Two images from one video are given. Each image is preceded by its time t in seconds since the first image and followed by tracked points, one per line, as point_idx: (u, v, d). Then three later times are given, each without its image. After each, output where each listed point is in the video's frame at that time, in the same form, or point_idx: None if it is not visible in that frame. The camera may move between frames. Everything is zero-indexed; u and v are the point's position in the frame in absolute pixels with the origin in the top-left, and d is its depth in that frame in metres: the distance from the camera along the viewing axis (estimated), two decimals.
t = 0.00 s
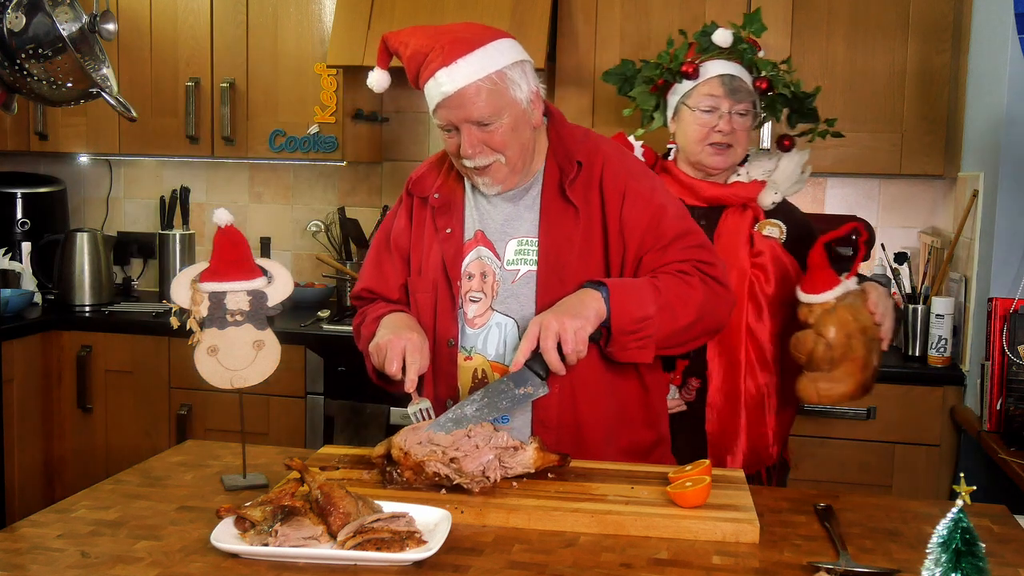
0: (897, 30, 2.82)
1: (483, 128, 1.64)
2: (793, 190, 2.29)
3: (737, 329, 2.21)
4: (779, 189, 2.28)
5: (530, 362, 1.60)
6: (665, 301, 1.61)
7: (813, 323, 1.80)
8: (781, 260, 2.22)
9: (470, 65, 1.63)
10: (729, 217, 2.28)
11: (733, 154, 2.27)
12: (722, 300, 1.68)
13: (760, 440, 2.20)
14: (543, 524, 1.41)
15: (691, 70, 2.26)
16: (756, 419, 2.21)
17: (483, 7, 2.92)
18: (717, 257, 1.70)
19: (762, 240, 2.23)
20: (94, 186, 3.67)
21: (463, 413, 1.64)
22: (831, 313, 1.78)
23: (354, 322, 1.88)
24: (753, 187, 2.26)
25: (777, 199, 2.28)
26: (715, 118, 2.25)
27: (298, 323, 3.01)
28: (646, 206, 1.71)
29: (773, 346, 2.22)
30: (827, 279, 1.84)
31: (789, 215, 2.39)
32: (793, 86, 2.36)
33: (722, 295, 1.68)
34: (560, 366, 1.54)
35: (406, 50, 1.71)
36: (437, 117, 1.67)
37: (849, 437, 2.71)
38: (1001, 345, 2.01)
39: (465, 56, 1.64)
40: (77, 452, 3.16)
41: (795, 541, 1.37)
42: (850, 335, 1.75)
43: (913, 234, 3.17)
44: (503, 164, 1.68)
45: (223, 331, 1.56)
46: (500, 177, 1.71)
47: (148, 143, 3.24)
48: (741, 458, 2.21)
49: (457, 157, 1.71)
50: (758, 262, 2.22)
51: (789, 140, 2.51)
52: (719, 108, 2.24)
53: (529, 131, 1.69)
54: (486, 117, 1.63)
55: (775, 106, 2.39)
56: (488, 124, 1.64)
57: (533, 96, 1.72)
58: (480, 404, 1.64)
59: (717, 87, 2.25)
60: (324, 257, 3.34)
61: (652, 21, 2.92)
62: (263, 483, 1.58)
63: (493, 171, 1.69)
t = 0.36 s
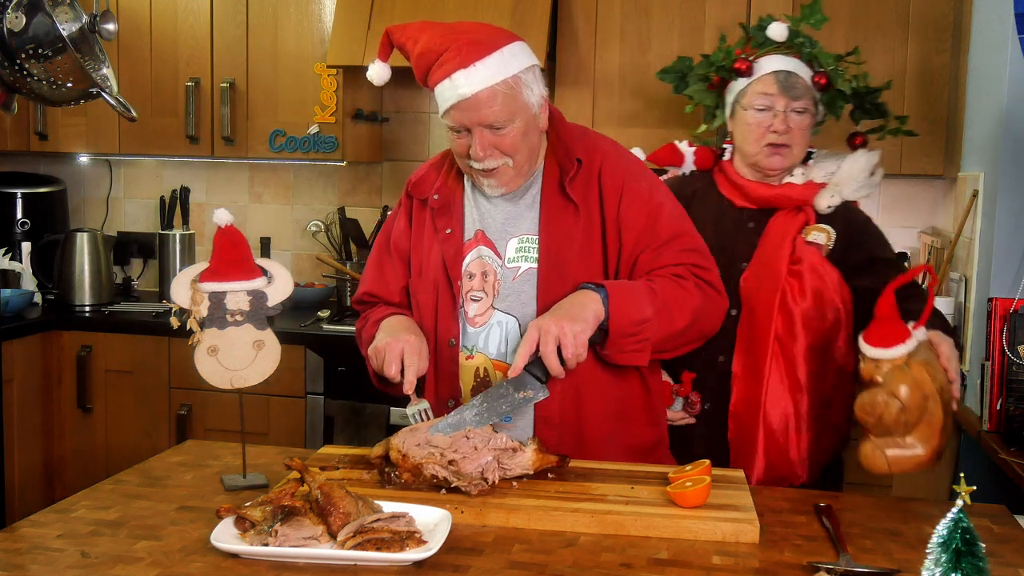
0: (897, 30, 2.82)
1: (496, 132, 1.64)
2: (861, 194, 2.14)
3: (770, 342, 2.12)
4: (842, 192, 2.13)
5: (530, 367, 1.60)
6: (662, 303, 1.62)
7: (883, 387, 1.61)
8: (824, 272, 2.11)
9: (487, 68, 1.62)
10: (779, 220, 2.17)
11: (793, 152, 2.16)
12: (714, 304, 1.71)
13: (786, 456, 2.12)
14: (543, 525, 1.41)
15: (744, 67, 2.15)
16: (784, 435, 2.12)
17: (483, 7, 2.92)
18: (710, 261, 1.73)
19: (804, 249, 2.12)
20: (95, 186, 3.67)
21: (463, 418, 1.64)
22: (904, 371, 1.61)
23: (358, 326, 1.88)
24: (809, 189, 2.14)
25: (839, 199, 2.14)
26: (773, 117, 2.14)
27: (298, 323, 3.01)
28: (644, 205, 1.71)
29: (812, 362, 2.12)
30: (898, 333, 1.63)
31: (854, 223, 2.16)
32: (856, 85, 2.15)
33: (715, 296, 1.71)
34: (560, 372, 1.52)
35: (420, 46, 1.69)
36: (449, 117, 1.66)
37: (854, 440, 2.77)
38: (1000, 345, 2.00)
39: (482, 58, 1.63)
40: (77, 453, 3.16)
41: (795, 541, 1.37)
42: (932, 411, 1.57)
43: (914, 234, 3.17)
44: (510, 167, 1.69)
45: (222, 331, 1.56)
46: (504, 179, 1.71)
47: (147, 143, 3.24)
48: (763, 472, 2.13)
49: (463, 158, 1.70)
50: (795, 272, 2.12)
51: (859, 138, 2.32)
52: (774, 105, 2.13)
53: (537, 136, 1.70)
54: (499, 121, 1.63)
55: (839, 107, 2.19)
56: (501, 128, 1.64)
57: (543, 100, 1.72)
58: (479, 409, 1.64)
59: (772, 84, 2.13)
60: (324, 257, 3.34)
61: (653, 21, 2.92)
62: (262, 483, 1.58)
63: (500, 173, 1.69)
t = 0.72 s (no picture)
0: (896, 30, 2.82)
1: (514, 123, 1.66)
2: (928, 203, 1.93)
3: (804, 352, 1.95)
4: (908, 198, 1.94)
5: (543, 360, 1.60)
6: (665, 298, 1.64)
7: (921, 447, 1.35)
8: (866, 282, 1.91)
9: (500, 58, 1.65)
10: (835, 221, 1.99)
11: (862, 154, 1.97)
12: (710, 305, 1.74)
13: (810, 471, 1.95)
14: (543, 524, 1.41)
15: (815, 61, 1.96)
16: (807, 450, 1.94)
17: (483, 8, 2.92)
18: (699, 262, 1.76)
19: (850, 257, 1.94)
20: (94, 185, 3.67)
21: (478, 414, 1.65)
22: (945, 431, 1.35)
23: (352, 330, 1.87)
24: (873, 191, 1.94)
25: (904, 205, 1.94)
26: (839, 116, 1.96)
27: (298, 323, 3.01)
28: (638, 203, 1.73)
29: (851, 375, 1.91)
30: (936, 392, 1.36)
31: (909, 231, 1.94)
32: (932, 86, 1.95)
33: (711, 294, 1.75)
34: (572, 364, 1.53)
35: (417, 53, 1.68)
36: (466, 113, 1.65)
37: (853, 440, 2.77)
38: (1000, 345, 2.00)
39: (494, 49, 1.65)
40: (77, 453, 3.16)
41: (795, 541, 1.37)
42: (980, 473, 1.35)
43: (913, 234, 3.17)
44: (526, 160, 1.70)
45: (223, 331, 1.56)
46: (521, 174, 1.72)
47: (147, 143, 3.24)
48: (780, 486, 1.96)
49: (478, 156, 1.69)
50: (833, 278, 1.94)
51: (944, 143, 2.12)
52: (842, 103, 1.95)
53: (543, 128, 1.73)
54: (517, 111, 1.65)
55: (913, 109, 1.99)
56: (518, 118, 1.66)
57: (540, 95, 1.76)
58: (495, 405, 1.65)
59: (841, 81, 1.95)
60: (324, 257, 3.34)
61: (652, 21, 2.92)
62: (263, 483, 1.58)
63: (518, 167, 1.70)
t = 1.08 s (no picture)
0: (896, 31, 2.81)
1: (563, 108, 1.68)
2: (957, 209, 1.81)
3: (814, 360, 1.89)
4: (935, 203, 1.83)
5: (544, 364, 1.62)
6: (665, 313, 1.65)
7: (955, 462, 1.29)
8: (879, 287, 1.83)
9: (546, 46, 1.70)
10: (855, 225, 1.90)
11: (890, 159, 1.88)
12: (704, 322, 1.74)
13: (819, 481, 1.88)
14: (543, 525, 1.41)
15: (848, 59, 1.89)
16: (814, 460, 1.88)
17: (484, 8, 2.92)
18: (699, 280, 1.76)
19: (866, 261, 1.85)
20: (94, 185, 3.67)
21: (478, 414, 1.65)
22: (983, 445, 1.28)
23: (347, 319, 1.87)
24: (896, 195, 1.85)
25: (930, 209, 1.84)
26: (869, 118, 1.86)
27: (298, 323, 3.01)
28: (649, 214, 1.74)
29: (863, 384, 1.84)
30: (968, 406, 1.29)
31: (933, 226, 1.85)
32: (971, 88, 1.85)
33: (706, 311, 1.75)
34: (572, 368, 1.55)
35: (455, 49, 1.70)
36: (519, 100, 1.66)
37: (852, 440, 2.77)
38: (999, 344, 1.93)
39: (537, 38, 1.70)
40: (77, 453, 3.16)
41: (795, 541, 1.37)
42: (1020, 489, 1.27)
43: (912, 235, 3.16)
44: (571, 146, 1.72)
45: (223, 331, 1.56)
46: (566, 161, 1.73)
47: (148, 143, 3.24)
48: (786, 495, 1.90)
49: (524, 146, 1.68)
50: (844, 283, 1.87)
51: (980, 146, 1.94)
52: (872, 106, 1.86)
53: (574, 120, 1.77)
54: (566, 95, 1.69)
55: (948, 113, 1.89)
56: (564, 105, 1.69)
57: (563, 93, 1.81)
58: (495, 405, 1.66)
59: (871, 81, 1.86)
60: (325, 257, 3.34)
61: (652, 21, 2.92)
62: (263, 483, 1.58)
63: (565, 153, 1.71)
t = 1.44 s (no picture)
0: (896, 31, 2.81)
1: (570, 122, 1.68)
2: (971, 209, 1.79)
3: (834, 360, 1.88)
4: (949, 203, 1.80)
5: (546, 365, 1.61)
6: (671, 319, 1.65)
7: (960, 464, 1.28)
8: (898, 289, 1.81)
9: (562, 59, 1.69)
10: (869, 225, 1.89)
11: (876, 161, 1.85)
12: (706, 332, 1.73)
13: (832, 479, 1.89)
14: (543, 525, 1.41)
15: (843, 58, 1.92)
16: (820, 460, 1.88)
17: (484, 7, 2.92)
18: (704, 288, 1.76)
19: (885, 262, 1.83)
20: (94, 186, 3.67)
21: (478, 415, 1.65)
22: (986, 445, 1.28)
23: (352, 314, 1.87)
24: (912, 195, 1.82)
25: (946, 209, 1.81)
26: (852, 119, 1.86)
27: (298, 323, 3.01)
28: (657, 220, 1.74)
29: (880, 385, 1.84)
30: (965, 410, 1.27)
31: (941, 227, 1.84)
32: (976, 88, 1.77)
33: (712, 319, 1.75)
34: (574, 372, 1.55)
35: (470, 49, 1.71)
36: (524, 110, 1.66)
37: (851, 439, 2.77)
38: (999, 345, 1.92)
39: (555, 49, 1.69)
40: (77, 453, 3.16)
41: (795, 541, 1.37)
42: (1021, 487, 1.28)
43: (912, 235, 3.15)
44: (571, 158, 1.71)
45: (223, 331, 1.56)
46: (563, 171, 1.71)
47: (148, 143, 3.24)
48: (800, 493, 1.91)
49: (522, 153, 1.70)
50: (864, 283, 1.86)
51: (978, 158, 1.78)
52: (856, 108, 1.85)
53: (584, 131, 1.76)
54: (575, 109, 1.68)
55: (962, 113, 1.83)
56: (568, 118, 1.68)
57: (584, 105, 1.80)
58: (496, 407, 1.66)
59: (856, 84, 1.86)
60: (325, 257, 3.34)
61: (652, 21, 2.92)
62: (263, 483, 1.58)
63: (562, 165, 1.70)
